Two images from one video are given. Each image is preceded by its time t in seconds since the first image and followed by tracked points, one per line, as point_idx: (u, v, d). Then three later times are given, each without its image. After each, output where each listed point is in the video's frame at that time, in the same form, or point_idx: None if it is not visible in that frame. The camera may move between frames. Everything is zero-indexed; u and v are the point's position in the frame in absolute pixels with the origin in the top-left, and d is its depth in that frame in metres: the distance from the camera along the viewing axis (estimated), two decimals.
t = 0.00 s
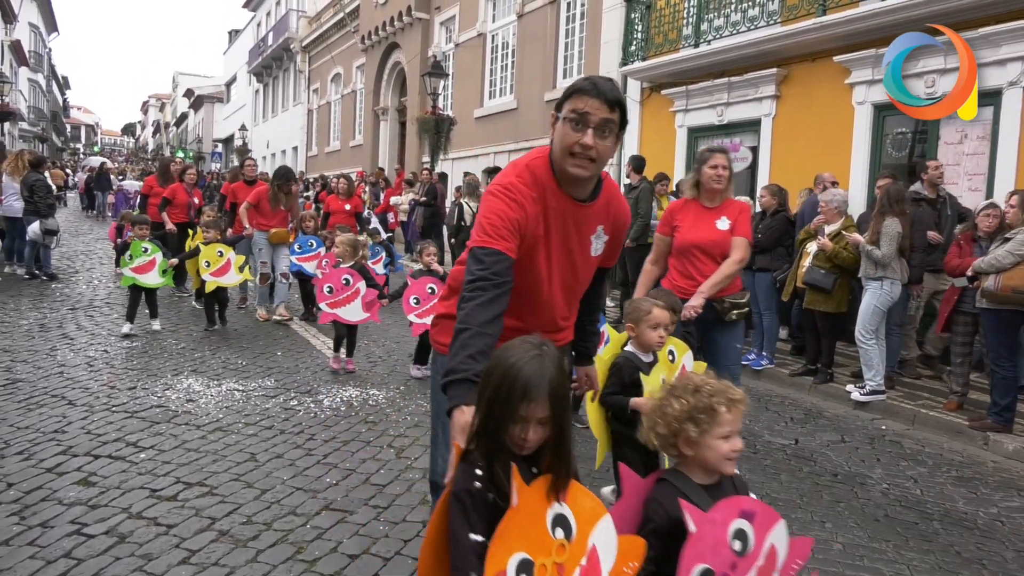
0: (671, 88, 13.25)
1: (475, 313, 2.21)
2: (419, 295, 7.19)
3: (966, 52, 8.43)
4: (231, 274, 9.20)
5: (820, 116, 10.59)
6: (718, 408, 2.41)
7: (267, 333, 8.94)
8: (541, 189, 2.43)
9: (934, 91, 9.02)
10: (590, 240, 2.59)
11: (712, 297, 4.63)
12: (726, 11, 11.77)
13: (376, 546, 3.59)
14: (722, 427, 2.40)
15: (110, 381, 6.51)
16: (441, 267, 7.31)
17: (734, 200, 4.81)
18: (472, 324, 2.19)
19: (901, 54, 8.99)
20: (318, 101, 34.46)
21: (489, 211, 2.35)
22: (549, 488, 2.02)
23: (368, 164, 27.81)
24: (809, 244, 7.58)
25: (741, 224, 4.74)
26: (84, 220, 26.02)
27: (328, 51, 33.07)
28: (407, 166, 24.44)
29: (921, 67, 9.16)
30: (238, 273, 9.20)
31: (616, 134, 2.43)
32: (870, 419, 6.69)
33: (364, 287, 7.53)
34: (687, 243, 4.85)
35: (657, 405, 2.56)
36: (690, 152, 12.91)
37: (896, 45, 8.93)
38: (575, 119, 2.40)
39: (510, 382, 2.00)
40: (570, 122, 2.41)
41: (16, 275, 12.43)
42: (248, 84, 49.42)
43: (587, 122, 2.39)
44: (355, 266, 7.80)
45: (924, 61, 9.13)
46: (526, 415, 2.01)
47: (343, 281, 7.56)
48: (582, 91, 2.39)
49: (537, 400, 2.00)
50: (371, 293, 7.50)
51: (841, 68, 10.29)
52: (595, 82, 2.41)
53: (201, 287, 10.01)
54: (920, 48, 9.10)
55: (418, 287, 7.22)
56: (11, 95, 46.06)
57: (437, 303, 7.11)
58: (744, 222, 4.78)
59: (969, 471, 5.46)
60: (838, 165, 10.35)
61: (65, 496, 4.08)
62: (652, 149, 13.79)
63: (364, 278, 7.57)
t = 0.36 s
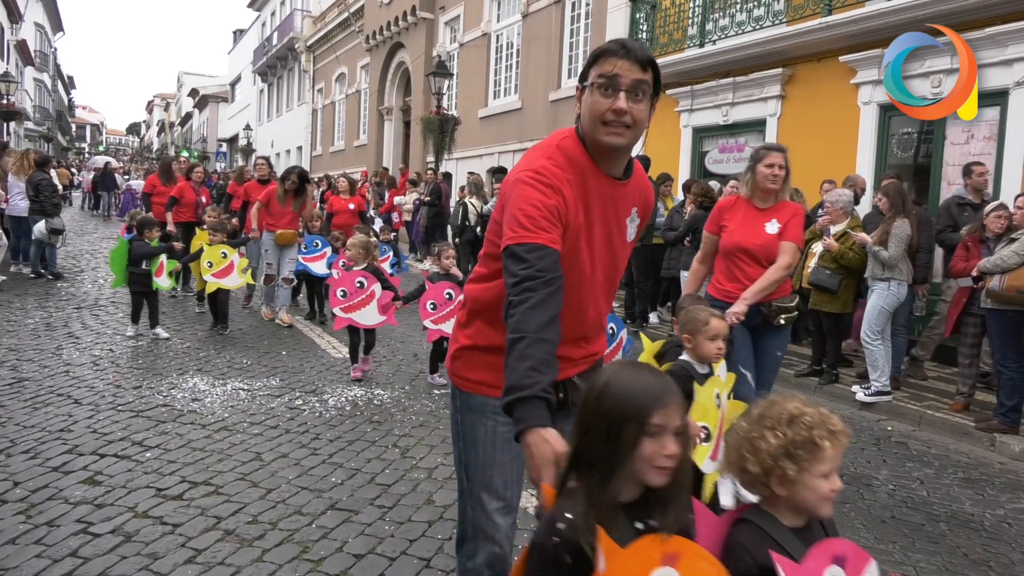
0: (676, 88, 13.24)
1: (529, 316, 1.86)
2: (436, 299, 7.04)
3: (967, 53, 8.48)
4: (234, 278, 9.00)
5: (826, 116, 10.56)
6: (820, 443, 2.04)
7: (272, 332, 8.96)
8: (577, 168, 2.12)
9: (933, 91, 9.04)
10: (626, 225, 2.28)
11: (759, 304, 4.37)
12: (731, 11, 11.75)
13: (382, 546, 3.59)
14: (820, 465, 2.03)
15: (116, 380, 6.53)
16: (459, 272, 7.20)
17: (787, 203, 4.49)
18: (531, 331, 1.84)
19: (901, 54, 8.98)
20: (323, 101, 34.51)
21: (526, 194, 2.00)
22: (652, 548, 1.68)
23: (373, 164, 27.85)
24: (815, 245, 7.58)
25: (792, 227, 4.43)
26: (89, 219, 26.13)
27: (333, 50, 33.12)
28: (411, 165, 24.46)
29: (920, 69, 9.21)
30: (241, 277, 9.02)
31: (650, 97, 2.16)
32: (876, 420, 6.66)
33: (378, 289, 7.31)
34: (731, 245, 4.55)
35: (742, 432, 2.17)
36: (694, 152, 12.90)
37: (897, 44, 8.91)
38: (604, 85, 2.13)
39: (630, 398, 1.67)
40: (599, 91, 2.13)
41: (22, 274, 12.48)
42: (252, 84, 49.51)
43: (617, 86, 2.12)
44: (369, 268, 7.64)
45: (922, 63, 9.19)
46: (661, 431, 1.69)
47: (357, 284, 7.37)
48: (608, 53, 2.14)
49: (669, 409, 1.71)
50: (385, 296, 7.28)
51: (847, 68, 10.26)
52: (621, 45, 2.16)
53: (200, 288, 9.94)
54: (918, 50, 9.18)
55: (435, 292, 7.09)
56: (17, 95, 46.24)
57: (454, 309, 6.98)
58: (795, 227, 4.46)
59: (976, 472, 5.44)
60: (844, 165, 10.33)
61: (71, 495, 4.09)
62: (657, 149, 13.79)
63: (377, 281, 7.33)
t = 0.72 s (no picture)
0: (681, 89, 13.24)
1: (596, 319, 1.59)
2: (461, 308, 6.76)
3: (968, 57, 8.61)
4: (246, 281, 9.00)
5: (832, 118, 10.55)
6: (946, 505, 1.78)
7: (277, 333, 8.98)
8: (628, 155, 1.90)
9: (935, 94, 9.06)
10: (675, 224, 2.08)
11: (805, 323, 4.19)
12: (737, 13, 11.74)
13: (388, 547, 3.59)
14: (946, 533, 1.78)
15: (122, 380, 6.55)
16: (485, 280, 6.99)
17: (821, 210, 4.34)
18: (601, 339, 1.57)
19: (901, 54, 9.19)
20: (328, 102, 34.60)
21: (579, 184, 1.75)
22: None
23: (378, 165, 27.92)
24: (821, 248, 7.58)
25: (832, 236, 4.29)
26: (95, 220, 26.21)
27: (338, 52, 33.16)
28: (416, 166, 24.48)
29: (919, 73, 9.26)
30: (253, 280, 9.01)
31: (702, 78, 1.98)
32: (882, 422, 6.65)
33: (399, 298, 7.12)
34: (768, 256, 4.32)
35: (845, 484, 1.88)
36: (700, 153, 12.89)
37: (896, 44, 9.14)
38: (651, 65, 1.96)
39: (711, 463, 1.69)
40: (648, 73, 1.95)
41: (28, 275, 12.52)
42: (258, 85, 49.63)
43: (667, 66, 1.94)
44: (390, 275, 7.38)
45: (920, 67, 9.25)
46: (743, 496, 1.65)
47: (377, 290, 7.13)
48: (655, 33, 1.97)
49: (758, 470, 1.65)
50: (406, 304, 7.08)
51: (853, 70, 10.24)
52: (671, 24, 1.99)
53: (207, 289, 9.70)
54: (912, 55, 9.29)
55: (460, 300, 6.81)
56: (24, 96, 46.41)
57: (478, 318, 6.69)
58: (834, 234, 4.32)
59: (982, 474, 5.42)
60: (850, 167, 10.32)
61: (78, 495, 4.10)
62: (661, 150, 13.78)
63: (399, 289, 7.16)
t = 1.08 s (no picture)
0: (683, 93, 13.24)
1: (570, 327, 1.62)
2: (481, 315, 6.53)
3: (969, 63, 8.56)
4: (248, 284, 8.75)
5: (832, 122, 10.55)
6: None
7: (278, 335, 8.97)
8: (709, 138, 1.74)
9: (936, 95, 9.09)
10: (782, 223, 1.84)
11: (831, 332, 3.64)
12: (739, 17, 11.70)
13: (389, 549, 3.60)
14: None
15: (124, 382, 6.55)
16: (503, 284, 6.67)
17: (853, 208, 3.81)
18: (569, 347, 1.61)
19: (901, 55, 9.20)
20: (330, 104, 34.63)
21: (617, 168, 1.69)
22: None
23: (379, 167, 27.93)
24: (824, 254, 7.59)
25: (867, 236, 3.73)
26: (95, 221, 26.21)
27: (340, 54, 33.21)
28: (417, 169, 24.51)
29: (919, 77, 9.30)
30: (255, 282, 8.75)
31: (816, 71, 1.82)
32: (883, 426, 6.65)
33: (418, 303, 6.63)
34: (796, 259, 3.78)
35: None
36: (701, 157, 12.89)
37: (896, 44, 9.12)
38: (773, 44, 1.78)
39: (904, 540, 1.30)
40: (758, 52, 1.79)
41: (29, 276, 12.53)
42: (260, 87, 49.69)
43: (793, 50, 1.78)
44: (408, 280, 6.84)
45: (920, 72, 9.30)
46: None
47: (396, 297, 6.65)
48: (782, 12, 1.81)
49: None
50: (425, 310, 6.62)
51: (854, 74, 10.25)
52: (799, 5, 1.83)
53: (209, 296, 9.34)
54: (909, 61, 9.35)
55: (479, 306, 6.57)
56: (26, 97, 46.50)
57: (499, 325, 6.49)
58: (870, 233, 3.76)
59: (983, 479, 5.42)
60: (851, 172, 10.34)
61: (80, 496, 4.11)
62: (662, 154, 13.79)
63: (418, 294, 6.67)
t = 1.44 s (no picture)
0: (686, 97, 13.25)
1: (615, 361, 1.47)
2: (489, 321, 6.20)
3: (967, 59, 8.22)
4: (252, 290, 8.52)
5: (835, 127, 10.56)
6: None
7: (280, 338, 8.99)
8: (792, 140, 1.55)
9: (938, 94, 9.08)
10: (881, 228, 1.65)
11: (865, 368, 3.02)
12: (742, 21, 11.71)
13: (391, 552, 3.60)
14: None
15: (125, 384, 6.55)
16: (514, 288, 6.34)
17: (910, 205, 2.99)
18: (609, 385, 1.48)
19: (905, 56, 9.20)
20: (332, 107, 34.67)
21: (685, 179, 1.50)
22: None
23: (380, 170, 27.96)
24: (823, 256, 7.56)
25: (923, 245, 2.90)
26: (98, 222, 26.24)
27: (342, 57, 33.26)
28: (419, 171, 24.55)
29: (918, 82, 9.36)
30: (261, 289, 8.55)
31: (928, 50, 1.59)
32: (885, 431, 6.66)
33: (430, 311, 6.33)
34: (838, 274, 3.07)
35: None
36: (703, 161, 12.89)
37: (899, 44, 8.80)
38: (880, 22, 1.57)
39: None
40: (859, 31, 1.58)
41: (31, 278, 12.56)
42: (262, 90, 49.77)
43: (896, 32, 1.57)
44: (423, 286, 6.51)
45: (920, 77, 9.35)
46: None
47: (408, 304, 6.38)
48: None
49: None
50: (437, 319, 6.31)
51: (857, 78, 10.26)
52: None
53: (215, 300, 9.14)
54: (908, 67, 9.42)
55: (487, 313, 6.25)
56: (29, 99, 46.58)
57: (507, 331, 6.12)
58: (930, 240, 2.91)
59: (986, 484, 5.42)
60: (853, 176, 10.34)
61: (82, 498, 4.12)
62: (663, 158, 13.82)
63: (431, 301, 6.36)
